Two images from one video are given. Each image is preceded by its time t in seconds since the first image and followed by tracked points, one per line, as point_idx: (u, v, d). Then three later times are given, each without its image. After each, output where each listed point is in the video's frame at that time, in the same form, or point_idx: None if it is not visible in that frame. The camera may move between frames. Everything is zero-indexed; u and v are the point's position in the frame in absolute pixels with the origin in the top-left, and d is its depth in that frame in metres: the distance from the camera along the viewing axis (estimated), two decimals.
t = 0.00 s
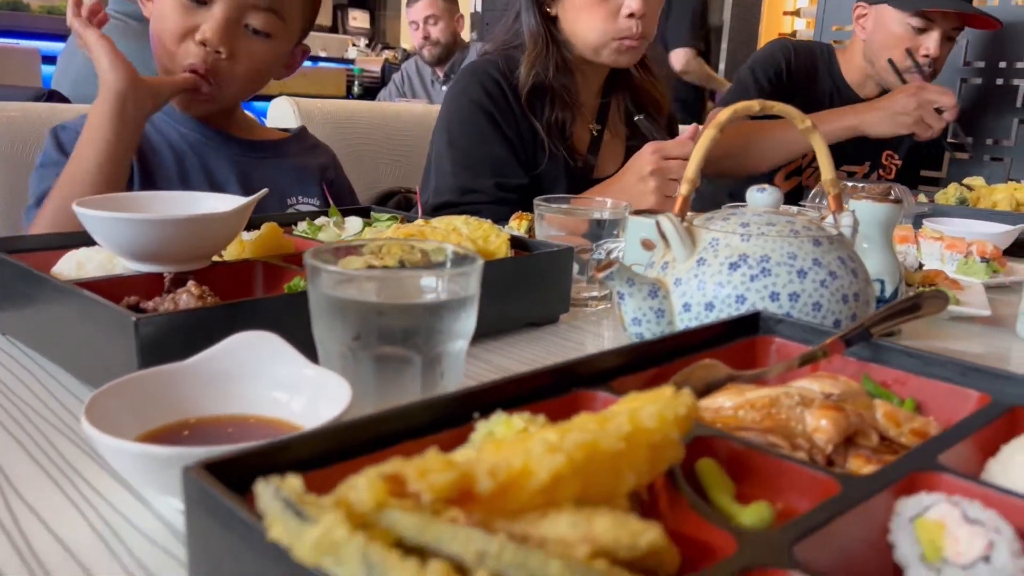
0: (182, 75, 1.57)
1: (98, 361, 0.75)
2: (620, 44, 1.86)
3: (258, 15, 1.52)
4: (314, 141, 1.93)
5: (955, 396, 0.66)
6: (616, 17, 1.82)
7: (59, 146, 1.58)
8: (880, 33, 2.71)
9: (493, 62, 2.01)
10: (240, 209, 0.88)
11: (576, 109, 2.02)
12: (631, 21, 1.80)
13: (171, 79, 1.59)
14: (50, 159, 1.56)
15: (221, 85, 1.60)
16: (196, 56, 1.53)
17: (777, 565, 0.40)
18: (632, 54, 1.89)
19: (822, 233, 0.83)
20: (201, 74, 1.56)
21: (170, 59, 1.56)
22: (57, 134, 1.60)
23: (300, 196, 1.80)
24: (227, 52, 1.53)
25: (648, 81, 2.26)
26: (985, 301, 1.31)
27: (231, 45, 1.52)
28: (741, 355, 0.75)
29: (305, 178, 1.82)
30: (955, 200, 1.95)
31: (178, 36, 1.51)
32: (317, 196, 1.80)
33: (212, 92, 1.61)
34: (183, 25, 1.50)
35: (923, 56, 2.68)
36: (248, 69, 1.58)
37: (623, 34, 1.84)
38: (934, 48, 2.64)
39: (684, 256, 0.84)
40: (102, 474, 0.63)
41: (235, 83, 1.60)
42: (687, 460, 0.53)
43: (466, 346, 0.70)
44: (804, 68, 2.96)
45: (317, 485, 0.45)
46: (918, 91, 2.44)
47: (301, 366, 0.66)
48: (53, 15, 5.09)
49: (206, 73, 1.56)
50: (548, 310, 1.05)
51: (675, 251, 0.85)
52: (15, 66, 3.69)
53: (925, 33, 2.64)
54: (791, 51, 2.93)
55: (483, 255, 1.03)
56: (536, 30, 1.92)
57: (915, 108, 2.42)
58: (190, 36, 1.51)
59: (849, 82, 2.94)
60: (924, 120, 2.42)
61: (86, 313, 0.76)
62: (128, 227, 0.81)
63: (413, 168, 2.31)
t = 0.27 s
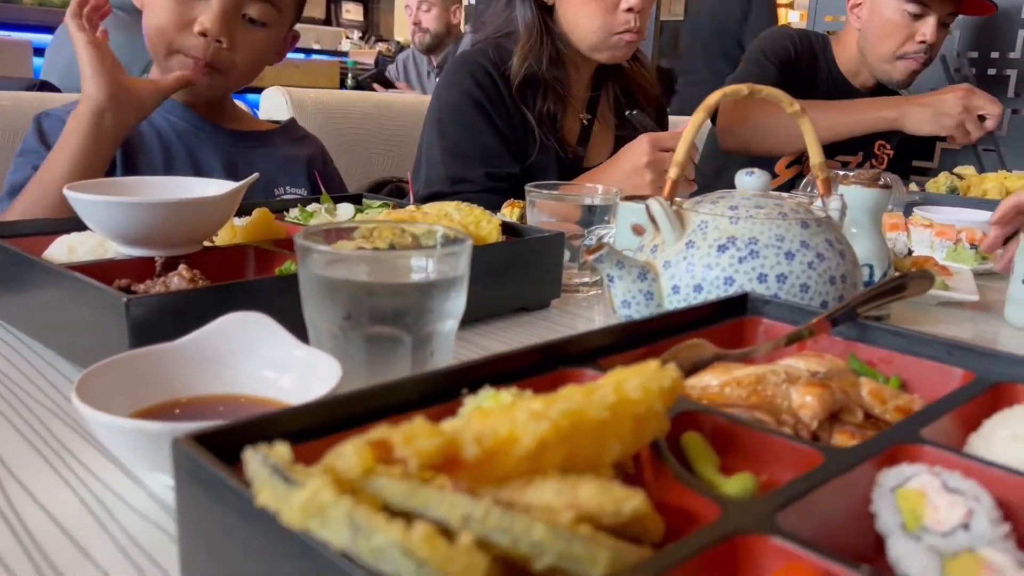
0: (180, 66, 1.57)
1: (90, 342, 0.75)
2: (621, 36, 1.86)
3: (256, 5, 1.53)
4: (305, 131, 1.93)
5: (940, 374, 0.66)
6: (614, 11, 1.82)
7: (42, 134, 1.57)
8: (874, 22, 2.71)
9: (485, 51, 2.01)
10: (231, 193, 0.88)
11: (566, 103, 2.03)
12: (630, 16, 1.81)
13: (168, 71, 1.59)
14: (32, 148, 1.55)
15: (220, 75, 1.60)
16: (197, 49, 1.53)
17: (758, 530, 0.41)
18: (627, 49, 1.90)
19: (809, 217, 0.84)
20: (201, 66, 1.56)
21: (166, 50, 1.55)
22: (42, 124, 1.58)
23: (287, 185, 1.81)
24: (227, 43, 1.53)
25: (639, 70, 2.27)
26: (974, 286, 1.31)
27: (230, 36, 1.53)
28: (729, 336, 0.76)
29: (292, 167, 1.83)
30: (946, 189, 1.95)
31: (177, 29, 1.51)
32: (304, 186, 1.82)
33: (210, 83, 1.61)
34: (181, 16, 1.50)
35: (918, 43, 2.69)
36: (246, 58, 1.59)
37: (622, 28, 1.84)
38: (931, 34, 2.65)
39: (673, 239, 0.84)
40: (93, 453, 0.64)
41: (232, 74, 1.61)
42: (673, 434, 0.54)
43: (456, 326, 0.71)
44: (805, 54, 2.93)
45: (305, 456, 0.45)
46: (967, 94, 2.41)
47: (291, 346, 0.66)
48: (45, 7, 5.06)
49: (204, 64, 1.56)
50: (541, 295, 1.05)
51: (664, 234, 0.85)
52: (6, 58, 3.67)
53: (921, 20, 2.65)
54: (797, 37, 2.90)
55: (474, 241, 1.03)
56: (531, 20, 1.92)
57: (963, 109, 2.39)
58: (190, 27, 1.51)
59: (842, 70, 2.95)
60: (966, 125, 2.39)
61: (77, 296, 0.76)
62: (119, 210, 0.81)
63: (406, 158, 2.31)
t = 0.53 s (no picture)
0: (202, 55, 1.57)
1: (76, 323, 0.75)
2: (614, 19, 1.91)
3: None
4: (296, 119, 1.93)
5: (921, 351, 0.67)
6: None
7: (30, 120, 1.56)
8: (869, 11, 2.72)
9: (479, 33, 2.00)
10: (218, 175, 0.87)
11: (558, 89, 2.04)
12: None
13: (190, 65, 1.59)
14: (18, 134, 1.55)
15: (241, 51, 1.61)
16: (215, 28, 1.54)
17: (734, 496, 0.41)
18: (623, 31, 1.96)
19: (794, 196, 0.84)
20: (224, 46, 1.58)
21: (184, 45, 1.55)
22: (33, 109, 1.57)
23: (283, 172, 1.81)
24: (244, 14, 1.55)
25: (631, 55, 2.26)
26: (961, 271, 1.32)
27: (245, 6, 1.55)
28: (713, 316, 0.76)
29: (288, 155, 1.82)
30: (935, 176, 1.96)
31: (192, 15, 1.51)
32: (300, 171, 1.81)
33: (232, 65, 1.62)
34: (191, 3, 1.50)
35: (914, 31, 2.69)
36: (260, 28, 1.61)
37: (617, 14, 1.89)
38: (927, 22, 2.65)
39: (659, 220, 0.84)
40: (79, 432, 0.63)
41: (247, 49, 1.62)
42: (653, 406, 0.54)
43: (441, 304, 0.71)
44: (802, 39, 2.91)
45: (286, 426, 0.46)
46: (972, 92, 2.34)
47: (276, 326, 0.66)
48: None
49: (226, 43, 1.57)
50: (527, 279, 1.03)
51: (650, 214, 0.85)
52: None
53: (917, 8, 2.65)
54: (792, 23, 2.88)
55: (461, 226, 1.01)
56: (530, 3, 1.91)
57: (965, 109, 2.33)
58: (205, 7, 1.51)
59: (838, 58, 2.94)
60: (968, 125, 2.33)
61: (62, 277, 0.76)
62: (103, 192, 0.81)
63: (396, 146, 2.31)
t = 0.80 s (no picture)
0: (195, 40, 1.58)
1: (65, 304, 0.75)
2: (596, 2, 1.88)
3: None
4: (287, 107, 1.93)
5: (900, 327, 0.68)
6: None
7: (32, 88, 1.57)
8: None
9: (467, 10, 2.03)
10: (205, 158, 0.88)
11: (542, 69, 2.04)
12: None
13: (186, 47, 1.60)
14: (17, 98, 1.55)
15: (234, 29, 1.61)
16: (205, 13, 1.55)
17: (708, 461, 0.42)
18: (603, 13, 1.94)
19: (778, 177, 0.85)
20: (214, 29, 1.58)
21: (178, 31, 1.57)
22: (35, 79, 1.58)
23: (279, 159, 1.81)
24: None
25: (615, 42, 2.24)
26: (946, 254, 1.33)
27: None
28: (696, 295, 0.77)
29: (285, 142, 1.82)
30: (923, 162, 1.97)
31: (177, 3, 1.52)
32: (295, 158, 1.81)
33: (228, 43, 1.62)
34: None
35: (905, 19, 2.71)
36: (247, 5, 1.60)
37: None
38: (917, 11, 2.67)
39: (644, 202, 0.85)
40: (67, 411, 0.64)
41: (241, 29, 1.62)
42: (634, 379, 0.55)
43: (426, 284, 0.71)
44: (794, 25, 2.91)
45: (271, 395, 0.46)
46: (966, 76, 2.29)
47: (262, 304, 0.66)
48: None
49: (216, 26, 1.57)
50: (517, 262, 1.02)
51: (635, 196, 0.86)
52: None
53: None
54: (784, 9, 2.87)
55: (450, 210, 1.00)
56: None
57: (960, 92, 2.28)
58: None
59: (828, 46, 2.95)
60: (962, 109, 2.27)
61: (50, 258, 0.76)
62: (91, 176, 0.81)
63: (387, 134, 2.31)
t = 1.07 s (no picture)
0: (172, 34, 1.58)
1: (49, 287, 0.76)
2: None
3: None
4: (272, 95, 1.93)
5: (875, 304, 0.69)
6: None
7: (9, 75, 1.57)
8: None
9: None
10: (190, 141, 0.88)
11: (526, 47, 2.04)
12: None
13: (163, 40, 1.60)
14: None
15: (211, 22, 1.61)
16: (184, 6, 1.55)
17: (680, 430, 0.43)
18: None
19: (758, 159, 0.86)
20: (191, 23, 1.58)
21: (156, 23, 1.56)
22: (13, 67, 1.59)
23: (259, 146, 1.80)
24: None
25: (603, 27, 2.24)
26: (929, 238, 1.33)
27: None
28: (677, 276, 0.78)
29: (264, 129, 1.81)
30: (909, 148, 1.98)
31: None
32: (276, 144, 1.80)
33: (204, 38, 1.62)
34: None
35: (892, 5, 2.72)
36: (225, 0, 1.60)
37: None
38: None
39: (626, 184, 0.85)
40: (52, 391, 0.64)
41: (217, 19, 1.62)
42: (611, 354, 0.56)
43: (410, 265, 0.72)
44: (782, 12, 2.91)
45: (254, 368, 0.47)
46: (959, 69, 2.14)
47: (246, 284, 0.67)
48: None
49: (194, 20, 1.57)
50: (504, 246, 1.03)
51: (618, 179, 0.86)
52: None
53: None
54: None
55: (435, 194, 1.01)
56: None
57: (952, 86, 2.14)
58: None
59: (816, 33, 2.95)
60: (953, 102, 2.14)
61: (33, 242, 0.76)
62: (76, 159, 0.81)
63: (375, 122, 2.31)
